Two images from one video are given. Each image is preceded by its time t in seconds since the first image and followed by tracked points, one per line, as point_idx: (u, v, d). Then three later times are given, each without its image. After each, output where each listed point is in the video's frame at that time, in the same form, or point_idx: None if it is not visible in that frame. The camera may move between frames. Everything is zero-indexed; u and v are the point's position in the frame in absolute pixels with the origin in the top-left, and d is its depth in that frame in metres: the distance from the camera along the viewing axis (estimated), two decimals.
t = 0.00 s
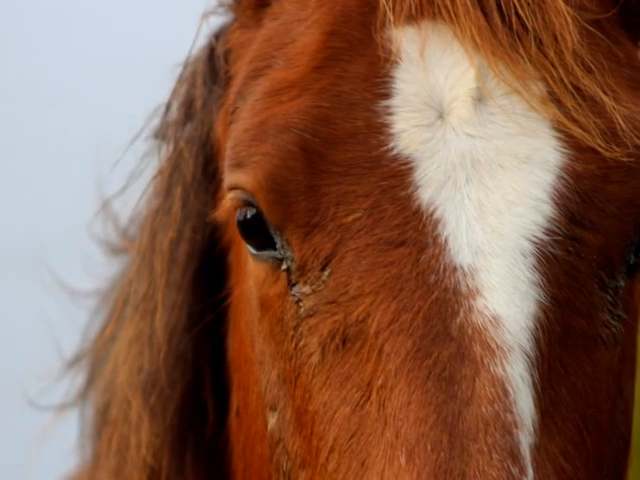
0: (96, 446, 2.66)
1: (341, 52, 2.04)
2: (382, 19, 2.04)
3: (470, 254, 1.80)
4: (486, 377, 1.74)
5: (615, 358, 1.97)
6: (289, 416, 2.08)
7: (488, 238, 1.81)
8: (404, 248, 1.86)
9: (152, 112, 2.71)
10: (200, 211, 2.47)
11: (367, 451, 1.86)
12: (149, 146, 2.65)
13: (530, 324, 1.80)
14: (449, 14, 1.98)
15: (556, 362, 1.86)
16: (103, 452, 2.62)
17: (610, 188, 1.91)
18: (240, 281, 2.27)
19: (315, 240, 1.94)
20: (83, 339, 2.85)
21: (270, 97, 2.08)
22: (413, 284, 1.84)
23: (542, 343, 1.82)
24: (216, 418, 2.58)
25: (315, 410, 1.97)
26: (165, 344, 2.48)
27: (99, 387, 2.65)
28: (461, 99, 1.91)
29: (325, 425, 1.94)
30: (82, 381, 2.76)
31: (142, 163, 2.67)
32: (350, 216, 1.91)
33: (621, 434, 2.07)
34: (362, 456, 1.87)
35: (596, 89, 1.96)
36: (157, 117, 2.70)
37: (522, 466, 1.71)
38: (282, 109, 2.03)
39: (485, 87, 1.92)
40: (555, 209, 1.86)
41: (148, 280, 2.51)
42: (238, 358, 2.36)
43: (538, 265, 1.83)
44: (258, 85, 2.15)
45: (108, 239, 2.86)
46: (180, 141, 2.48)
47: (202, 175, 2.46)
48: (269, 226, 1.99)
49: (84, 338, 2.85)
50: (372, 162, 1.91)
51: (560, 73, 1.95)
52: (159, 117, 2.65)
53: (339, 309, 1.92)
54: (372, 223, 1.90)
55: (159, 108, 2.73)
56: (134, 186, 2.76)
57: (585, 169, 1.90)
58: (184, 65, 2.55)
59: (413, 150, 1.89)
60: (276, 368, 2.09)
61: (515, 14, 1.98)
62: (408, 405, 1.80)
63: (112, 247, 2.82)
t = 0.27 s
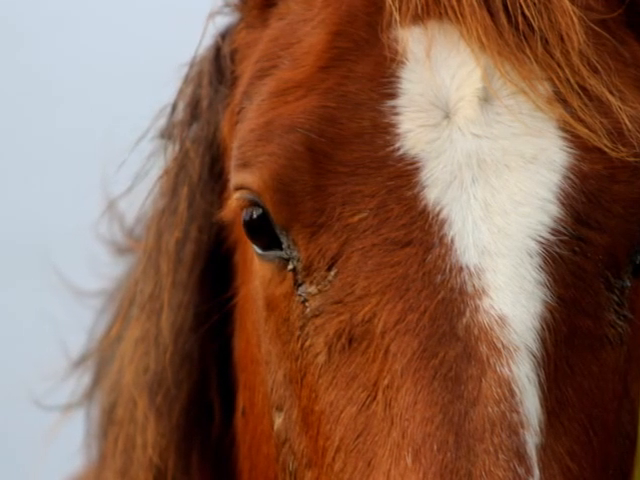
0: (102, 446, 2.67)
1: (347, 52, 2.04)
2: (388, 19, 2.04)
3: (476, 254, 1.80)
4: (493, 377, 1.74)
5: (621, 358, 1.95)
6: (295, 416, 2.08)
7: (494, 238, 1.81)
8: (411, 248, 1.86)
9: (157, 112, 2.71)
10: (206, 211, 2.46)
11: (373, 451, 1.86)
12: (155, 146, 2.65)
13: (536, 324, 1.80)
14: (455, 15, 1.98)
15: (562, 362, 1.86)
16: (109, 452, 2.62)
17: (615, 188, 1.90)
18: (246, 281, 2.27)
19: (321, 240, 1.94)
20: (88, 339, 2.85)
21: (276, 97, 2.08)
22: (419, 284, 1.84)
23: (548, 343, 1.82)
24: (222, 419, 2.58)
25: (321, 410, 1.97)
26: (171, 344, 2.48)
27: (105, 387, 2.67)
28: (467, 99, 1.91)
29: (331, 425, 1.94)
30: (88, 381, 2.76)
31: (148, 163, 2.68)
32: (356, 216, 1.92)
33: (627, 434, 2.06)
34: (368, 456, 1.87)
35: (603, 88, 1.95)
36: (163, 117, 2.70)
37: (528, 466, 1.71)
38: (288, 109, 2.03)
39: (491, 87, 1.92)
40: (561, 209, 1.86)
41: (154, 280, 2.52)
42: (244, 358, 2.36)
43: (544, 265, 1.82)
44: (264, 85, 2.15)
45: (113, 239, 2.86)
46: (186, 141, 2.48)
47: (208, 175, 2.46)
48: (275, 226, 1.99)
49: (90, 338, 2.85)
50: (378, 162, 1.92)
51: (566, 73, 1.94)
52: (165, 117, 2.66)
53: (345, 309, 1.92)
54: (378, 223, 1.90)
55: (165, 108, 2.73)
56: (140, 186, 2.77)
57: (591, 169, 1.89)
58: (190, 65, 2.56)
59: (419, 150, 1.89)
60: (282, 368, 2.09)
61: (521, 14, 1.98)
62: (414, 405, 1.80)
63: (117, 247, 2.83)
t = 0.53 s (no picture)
0: (109, 446, 2.67)
1: (353, 52, 2.04)
2: (394, 19, 2.04)
3: (482, 254, 1.80)
4: (499, 377, 1.74)
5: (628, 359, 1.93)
6: (301, 416, 2.08)
7: (501, 237, 1.81)
8: (417, 248, 1.86)
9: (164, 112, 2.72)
10: (212, 211, 2.46)
11: (379, 451, 1.86)
12: (162, 146, 2.66)
13: (542, 324, 1.80)
14: (461, 15, 1.97)
15: (569, 362, 1.85)
16: (115, 452, 2.63)
17: (621, 189, 1.89)
18: (252, 281, 2.27)
19: (327, 240, 1.94)
20: (94, 339, 2.86)
21: (282, 97, 2.08)
22: (426, 284, 1.84)
23: (554, 343, 1.82)
24: (229, 419, 2.58)
25: (328, 410, 1.97)
26: (178, 344, 2.49)
27: (111, 387, 2.67)
28: (473, 98, 1.91)
29: (338, 425, 1.95)
30: (94, 381, 2.77)
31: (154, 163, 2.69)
32: (362, 216, 1.92)
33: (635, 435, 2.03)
34: (374, 456, 1.87)
35: (609, 88, 1.94)
36: (169, 117, 2.70)
37: (534, 466, 1.71)
38: (294, 109, 2.03)
39: (497, 87, 1.92)
40: (568, 209, 1.85)
41: (160, 279, 2.51)
42: (250, 358, 2.36)
43: (551, 265, 1.82)
44: (270, 85, 2.15)
45: (120, 239, 2.87)
46: (192, 142, 2.48)
47: (214, 176, 2.46)
48: (282, 226, 1.99)
49: (96, 338, 2.86)
50: (384, 162, 1.92)
51: (572, 74, 1.93)
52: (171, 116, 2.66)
53: (351, 309, 1.93)
54: (384, 223, 1.90)
55: (170, 108, 2.73)
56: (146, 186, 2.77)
57: (597, 169, 1.88)
58: (197, 65, 2.56)
59: (425, 150, 1.89)
60: (288, 368, 2.09)
61: (527, 14, 1.97)
62: (420, 405, 1.80)
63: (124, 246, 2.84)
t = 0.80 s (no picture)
0: (114, 446, 2.68)
1: (359, 52, 2.04)
2: (400, 19, 2.04)
3: (488, 254, 1.80)
4: (505, 377, 1.74)
5: (635, 360, 1.88)
6: (307, 416, 2.08)
7: (507, 237, 1.81)
8: (423, 248, 1.86)
9: (170, 112, 2.72)
10: (218, 211, 2.47)
11: (385, 451, 1.86)
12: (168, 146, 2.66)
13: (548, 324, 1.79)
14: (467, 15, 1.97)
15: (574, 362, 1.83)
16: (121, 452, 2.63)
17: (628, 189, 1.86)
18: (258, 281, 2.28)
19: (333, 241, 1.95)
20: (100, 339, 2.86)
21: (288, 97, 2.08)
22: (432, 284, 1.84)
23: (561, 344, 1.80)
24: (234, 420, 2.58)
25: (334, 410, 1.97)
26: (184, 343, 2.49)
27: (117, 387, 2.68)
28: (479, 98, 1.90)
29: (344, 425, 1.95)
30: (100, 381, 2.78)
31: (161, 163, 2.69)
32: (368, 216, 1.92)
33: None
34: (380, 456, 1.87)
35: (615, 88, 1.93)
36: (175, 117, 2.71)
37: (540, 466, 1.71)
38: (300, 109, 2.03)
39: (503, 87, 1.92)
40: (573, 209, 1.84)
41: (166, 279, 2.52)
42: (256, 358, 2.36)
43: (557, 265, 1.81)
44: (276, 85, 2.15)
45: (126, 239, 2.87)
46: (198, 142, 2.49)
47: (220, 176, 2.46)
48: (288, 226, 2.00)
49: (102, 338, 2.86)
50: (390, 162, 1.92)
51: (578, 73, 1.93)
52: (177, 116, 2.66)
53: (358, 309, 1.93)
54: (390, 223, 1.90)
55: (177, 107, 2.74)
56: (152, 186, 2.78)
57: (603, 169, 1.87)
58: (203, 65, 2.56)
59: (431, 150, 1.89)
60: (294, 368, 2.10)
61: (533, 14, 1.97)
62: (426, 405, 1.80)
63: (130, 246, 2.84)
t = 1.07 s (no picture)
0: (121, 446, 2.68)
1: (365, 52, 2.04)
2: (407, 19, 2.04)
3: (494, 254, 1.80)
4: (511, 377, 1.74)
5: None
6: (313, 416, 2.08)
7: (513, 237, 1.81)
8: (429, 248, 1.86)
9: (176, 112, 2.73)
10: (224, 211, 2.47)
11: (391, 451, 1.86)
12: (174, 146, 2.67)
13: (554, 324, 1.78)
14: (473, 15, 1.97)
15: (581, 362, 1.82)
16: (128, 452, 2.64)
17: (634, 189, 1.86)
18: (264, 281, 2.28)
19: (340, 241, 1.95)
20: (106, 339, 2.87)
21: (294, 97, 2.08)
22: (438, 284, 1.84)
23: (567, 344, 1.79)
24: (240, 420, 2.58)
25: (340, 410, 1.97)
26: (190, 343, 2.50)
27: (123, 387, 2.69)
28: (485, 98, 1.90)
29: (350, 425, 1.95)
30: (106, 381, 2.79)
31: (167, 163, 2.70)
32: (375, 216, 1.92)
33: None
34: (386, 456, 1.87)
35: (621, 89, 1.92)
36: (181, 117, 2.71)
37: (546, 466, 1.70)
38: (306, 109, 2.03)
39: (509, 87, 1.92)
40: (579, 209, 1.84)
41: (172, 279, 2.52)
42: (262, 358, 2.36)
43: (563, 265, 1.81)
44: (282, 85, 2.16)
45: (132, 239, 2.88)
46: (204, 142, 2.49)
47: (226, 176, 2.47)
48: (294, 226, 2.00)
49: (108, 338, 2.87)
50: (396, 162, 1.92)
51: (584, 73, 1.92)
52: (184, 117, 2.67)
53: (364, 309, 1.93)
54: (396, 223, 1.90)
55: (183, 108, 2.74)
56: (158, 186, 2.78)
57: (610, 169, 1.86)
58: (209, 65, 2.56)
59: (437, 150, 1.89)
60: (300, 368, 2.10)
61: (539, 14, 1.96)
62: (432, 405, 1.80)
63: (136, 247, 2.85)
